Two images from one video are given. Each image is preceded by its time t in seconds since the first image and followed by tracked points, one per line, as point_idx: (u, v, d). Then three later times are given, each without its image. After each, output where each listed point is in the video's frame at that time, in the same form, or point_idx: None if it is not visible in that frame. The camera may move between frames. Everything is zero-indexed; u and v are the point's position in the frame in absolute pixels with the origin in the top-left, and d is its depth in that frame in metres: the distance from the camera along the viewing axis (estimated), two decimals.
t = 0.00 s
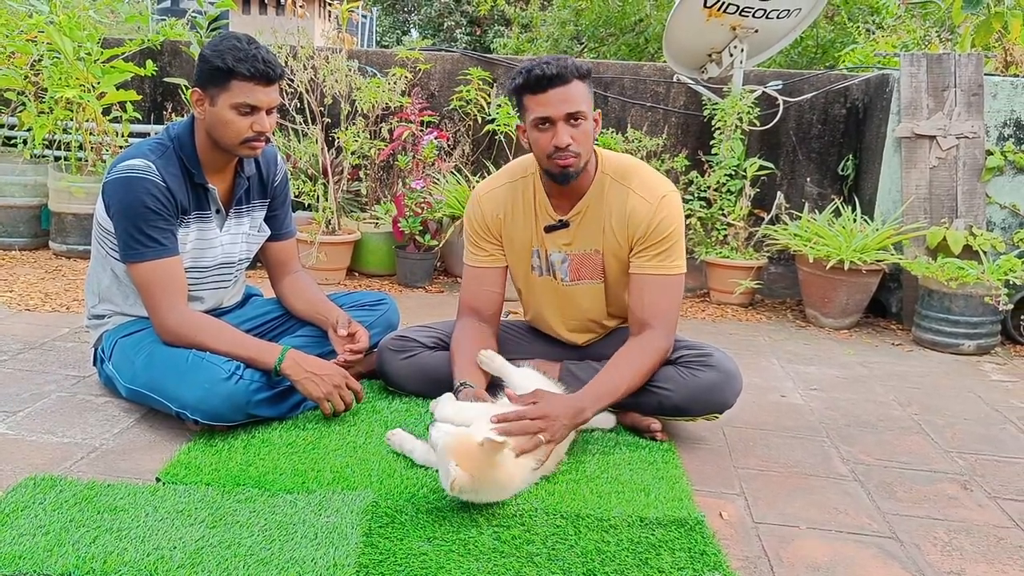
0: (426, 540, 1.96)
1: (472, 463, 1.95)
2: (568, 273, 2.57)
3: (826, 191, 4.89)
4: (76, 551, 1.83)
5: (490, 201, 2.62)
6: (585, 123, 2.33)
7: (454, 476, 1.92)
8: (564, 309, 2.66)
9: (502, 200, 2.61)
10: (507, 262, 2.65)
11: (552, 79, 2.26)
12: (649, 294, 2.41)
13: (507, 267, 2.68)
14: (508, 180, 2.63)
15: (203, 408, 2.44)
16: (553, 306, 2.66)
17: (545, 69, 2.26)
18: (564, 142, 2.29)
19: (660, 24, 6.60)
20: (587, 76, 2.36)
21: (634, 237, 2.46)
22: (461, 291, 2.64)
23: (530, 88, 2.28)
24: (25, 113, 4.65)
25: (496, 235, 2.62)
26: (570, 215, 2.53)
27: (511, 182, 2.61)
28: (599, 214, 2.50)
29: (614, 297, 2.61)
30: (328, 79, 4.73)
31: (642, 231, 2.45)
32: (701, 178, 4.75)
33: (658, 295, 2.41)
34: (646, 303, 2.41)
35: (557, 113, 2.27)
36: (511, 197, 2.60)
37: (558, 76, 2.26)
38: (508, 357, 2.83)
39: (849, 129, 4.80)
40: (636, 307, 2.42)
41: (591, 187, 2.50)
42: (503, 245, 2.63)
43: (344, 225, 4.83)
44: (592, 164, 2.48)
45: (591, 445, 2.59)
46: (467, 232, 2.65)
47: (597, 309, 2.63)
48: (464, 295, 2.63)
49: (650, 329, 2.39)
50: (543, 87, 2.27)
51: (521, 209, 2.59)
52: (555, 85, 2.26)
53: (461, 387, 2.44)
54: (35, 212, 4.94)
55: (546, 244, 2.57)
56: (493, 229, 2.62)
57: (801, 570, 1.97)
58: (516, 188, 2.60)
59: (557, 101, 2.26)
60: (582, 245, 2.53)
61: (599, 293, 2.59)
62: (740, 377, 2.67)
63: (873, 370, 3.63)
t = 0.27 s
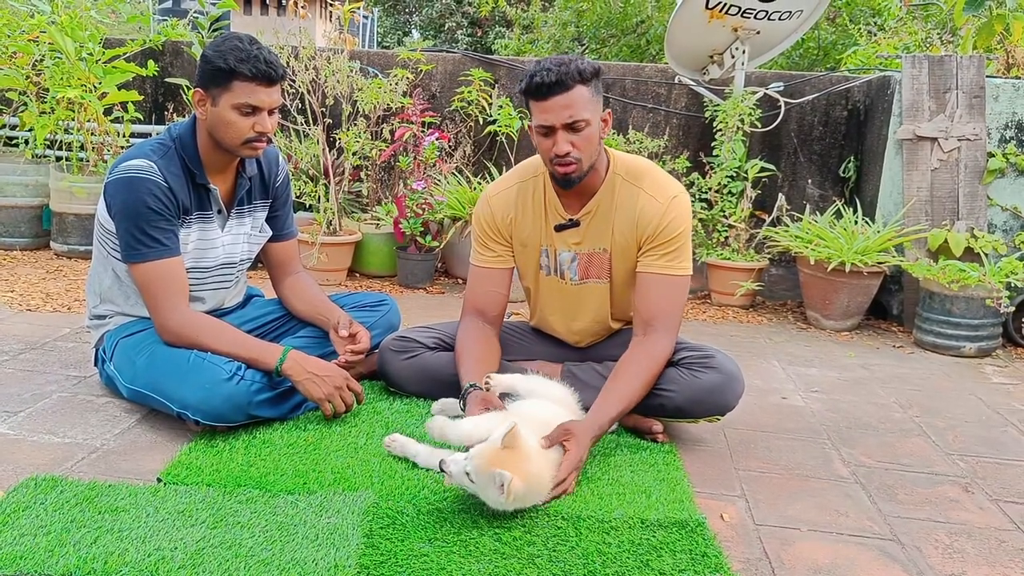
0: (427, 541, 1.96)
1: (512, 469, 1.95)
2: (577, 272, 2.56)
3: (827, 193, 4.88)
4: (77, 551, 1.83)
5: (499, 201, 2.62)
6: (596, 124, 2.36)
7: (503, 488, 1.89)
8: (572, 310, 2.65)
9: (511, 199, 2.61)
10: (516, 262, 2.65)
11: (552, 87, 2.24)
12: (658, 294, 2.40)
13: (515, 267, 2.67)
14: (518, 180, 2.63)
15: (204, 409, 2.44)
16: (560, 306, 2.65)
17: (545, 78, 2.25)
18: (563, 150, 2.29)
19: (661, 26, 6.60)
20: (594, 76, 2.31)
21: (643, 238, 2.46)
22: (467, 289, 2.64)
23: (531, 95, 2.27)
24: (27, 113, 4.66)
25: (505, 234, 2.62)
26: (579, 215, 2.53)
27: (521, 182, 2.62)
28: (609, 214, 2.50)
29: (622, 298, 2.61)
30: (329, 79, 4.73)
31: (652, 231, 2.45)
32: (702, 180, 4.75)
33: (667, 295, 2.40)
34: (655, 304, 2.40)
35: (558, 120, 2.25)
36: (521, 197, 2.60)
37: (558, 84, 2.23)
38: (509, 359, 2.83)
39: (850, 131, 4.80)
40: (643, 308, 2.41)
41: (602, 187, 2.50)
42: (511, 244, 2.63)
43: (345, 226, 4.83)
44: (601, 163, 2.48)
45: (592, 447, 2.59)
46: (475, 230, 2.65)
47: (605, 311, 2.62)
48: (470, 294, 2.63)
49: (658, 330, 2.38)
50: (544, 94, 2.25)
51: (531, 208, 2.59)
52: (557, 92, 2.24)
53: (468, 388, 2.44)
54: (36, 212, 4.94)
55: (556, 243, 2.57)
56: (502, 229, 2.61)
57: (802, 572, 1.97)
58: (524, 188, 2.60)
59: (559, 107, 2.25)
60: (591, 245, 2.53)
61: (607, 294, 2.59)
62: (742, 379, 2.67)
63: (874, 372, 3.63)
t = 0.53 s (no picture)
0: (431, 541, 1.96)
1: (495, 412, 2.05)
2: (581, 273, 2.56)
3: (831, 193, 4.88)
4: (81, 551, 1.83)
5: (504, 200, 2.63)
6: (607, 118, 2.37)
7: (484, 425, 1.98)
8: (576, 309, 2.65)
9: (516, 198, 2.62)
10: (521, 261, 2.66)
11: (552, 90, 2.23)
12: (661, 295, 2.40)
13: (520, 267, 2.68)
14: (522, 180, 2.63)
15: (208, 408, 2.44)
16: (565, 306, 2.65)
17: (545, 80, 2.25)
18: (562, 153, 2.28)
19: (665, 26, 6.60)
20: (596, 78, 2.30)
21: (648, 239, 2.46)
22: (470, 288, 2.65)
23: (532, 98, 2.26)
24: (32, 113, 4.67)
25: (509, 233, 2.62)
26: (584, 215, 2.53)
27: (525, 182, 2.62)
28: (613, 214, 2.50)
29: (626, 299, 2.61)
30: (333, 79, 4.73)
31: (656, 232, 2.44)
32: (706, 180, 4.75)
33: (671, 296, 2.40)
34: (658, 305, 2.40)
35: (557, 123, 2.25)
36: (525, 197, 2.61)
37: (558, 88, 2.23)
38: (513, 359, 2.83)
39: (855, 131, 4.80)
40: (647, 309, 2.41)
41: (606, 187, 2.50)
42: (515, 244, 2.64)
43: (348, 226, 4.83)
44: (605, 164, 2.47)
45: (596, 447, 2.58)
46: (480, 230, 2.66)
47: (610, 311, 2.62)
48: (474, 294, 2.63)
49: (662, 331, 2.38)
50: (544, 97, 2.25)
51: (535, 208, 2.60)
52: (557, 95, 2.24)
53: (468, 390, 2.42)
54: (41, 212, 4.95)
55: (560, 243, 2.57)
56: (506, 229, 2.62)
57: (806, 573, 1.97)
58: (530, 187, 2.61)
59: (558, 110, 2.24)
60: (595, 245, 2.53)
61: (612, 294, 2.59)
62: (746, 380, 2.66)
63: (879, 372, 3.62)
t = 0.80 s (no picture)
0: (434, 540, 1.96)
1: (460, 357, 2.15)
2: (581, 272, 2.56)
3: (835, 191, 4.87)
4: (86, 550, 1.83)
5: (503, 200, 2.62)
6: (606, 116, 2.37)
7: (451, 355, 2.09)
8: (576, 309, 2.64)
9: (514, 199, 2.61)
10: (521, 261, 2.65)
11: (547, 84, 2.24)
12: (661, 295, 2.40)
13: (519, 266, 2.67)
14: (520, 180, 2.62)
15: (211, 408, 2.44)
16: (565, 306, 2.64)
17: (539, 76, 2.25)
18: (556, 148, 2.27)
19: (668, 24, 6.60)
20: (591, 76, 2.30)
21: (648, 238, 2.45)
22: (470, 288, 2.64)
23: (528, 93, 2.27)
24: (35, 114, 4.67)
25: (508, 233, 2.61)
26: (582, 214, 2.52)
27: (523, 182, 2.61)
28: (612, 214, 2.50)
29: (627, 297, 2.61)
30: (335, 79, 4.74)
31: (656, 232, 2.44)
32: (709, 178, 4.74)
33: (672, 297, 2.39)
34: (660, 305, 2.39)
35: (552, 117, 2.25)
36: (523, 196, 2.60)
37: (553, 82, 2.23)
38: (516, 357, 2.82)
39: (858, 129, 4.79)
40: (649, 309, 2.41)
41: (604, 186, 2.49)
42: (514, 243, 2.63)
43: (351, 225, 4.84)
44: (603, 163, 2.46)
45: (600, 445, 2.58)
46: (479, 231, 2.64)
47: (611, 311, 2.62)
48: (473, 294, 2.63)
49: (667, 331, 2.38)
50: (540, 92, 2.26)
51: (534, 208, 2.58)
52: (552, 91, 2.24)
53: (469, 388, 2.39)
54: (45, 212, 4.96)
55: (559, 243, 2.56)
56: (506, 229, 2.61)
57: (811, 571, 1.96)
58: (527, 187, 2.60)
59: (553, 106, 2.24)
60: (595, 244, 2.52)
61: (612, 294, 2.58)
62: (750, 379, 2.66)
63: (883, 370, 3.62)
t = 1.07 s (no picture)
0: (441, 539, 1.96)
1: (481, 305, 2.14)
2: (585, 270, 2.55)
3: (840, 188, 4.86)
4: (94, 551, 1.84)
5: (506, 199, 2.61)
6: (608, 108, 2.31)
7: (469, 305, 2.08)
8: (579, 308, 2.63)
9: (518, 197, 2.61)
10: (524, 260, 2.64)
11: (581, 65, 2.28)
12: (665, 292, 2.39)
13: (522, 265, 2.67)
14: (523, 180, 2.62)
15: (218, 409, 2.44)
16: (567, 304, 2.63)
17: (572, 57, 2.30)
18: (592, 127, 2.28)
19: (672, 22, 6.58)
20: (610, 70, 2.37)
21: (651, 236, 2.45)
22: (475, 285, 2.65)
23: (556, 75, 2.30)
24: (40, 115, 4.68)
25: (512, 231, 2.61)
26: (587, 211, 2.52)
27: (527, 180, 2.61)
28: (616, 211, 2.49)
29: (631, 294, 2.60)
30: (340, 79, 4.76)
31: (659, 229, 2.43)
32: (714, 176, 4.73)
33: (675, 295, 2.38)
34: (664, 301, 2.39)
35: (586, 97, 2.27)
36: (527, 194, 2.60)
37: (586, 63, 2.29)
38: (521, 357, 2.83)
39: (863, 126, 4.78)
40: (653, 306, 2.41)
41: (608, 184, 2.49)
42: (517, 242, 2.63)
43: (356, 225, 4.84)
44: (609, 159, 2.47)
45: (606, 444, 2.58)
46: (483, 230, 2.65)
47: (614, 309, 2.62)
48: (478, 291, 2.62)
49: (671, 328, 2.38)
50: (568, 74, 2.29)
51: (538, 206, 2.58)
52: (581, 73, 2.29)
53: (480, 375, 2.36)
54: (50, 213, 4.97)
55: (562, 241, 2.56)
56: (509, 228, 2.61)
57: (818, 569, 1.96)
58: (532, 185, 2.59)
59: (582, 86, 2.28)
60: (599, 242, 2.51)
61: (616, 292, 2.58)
62: (755, 377, 2.66)
63: (890, 368, 3.61)
